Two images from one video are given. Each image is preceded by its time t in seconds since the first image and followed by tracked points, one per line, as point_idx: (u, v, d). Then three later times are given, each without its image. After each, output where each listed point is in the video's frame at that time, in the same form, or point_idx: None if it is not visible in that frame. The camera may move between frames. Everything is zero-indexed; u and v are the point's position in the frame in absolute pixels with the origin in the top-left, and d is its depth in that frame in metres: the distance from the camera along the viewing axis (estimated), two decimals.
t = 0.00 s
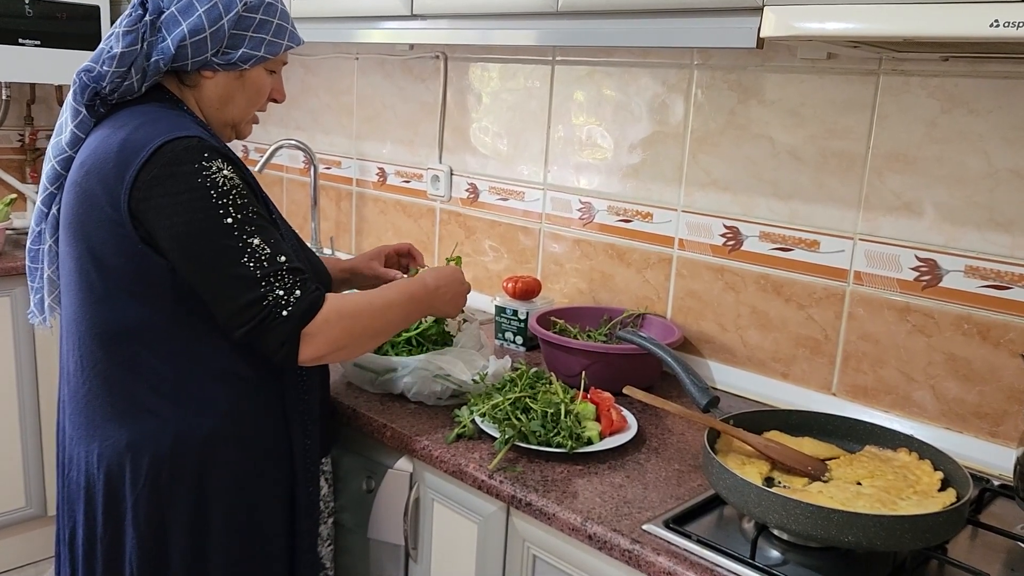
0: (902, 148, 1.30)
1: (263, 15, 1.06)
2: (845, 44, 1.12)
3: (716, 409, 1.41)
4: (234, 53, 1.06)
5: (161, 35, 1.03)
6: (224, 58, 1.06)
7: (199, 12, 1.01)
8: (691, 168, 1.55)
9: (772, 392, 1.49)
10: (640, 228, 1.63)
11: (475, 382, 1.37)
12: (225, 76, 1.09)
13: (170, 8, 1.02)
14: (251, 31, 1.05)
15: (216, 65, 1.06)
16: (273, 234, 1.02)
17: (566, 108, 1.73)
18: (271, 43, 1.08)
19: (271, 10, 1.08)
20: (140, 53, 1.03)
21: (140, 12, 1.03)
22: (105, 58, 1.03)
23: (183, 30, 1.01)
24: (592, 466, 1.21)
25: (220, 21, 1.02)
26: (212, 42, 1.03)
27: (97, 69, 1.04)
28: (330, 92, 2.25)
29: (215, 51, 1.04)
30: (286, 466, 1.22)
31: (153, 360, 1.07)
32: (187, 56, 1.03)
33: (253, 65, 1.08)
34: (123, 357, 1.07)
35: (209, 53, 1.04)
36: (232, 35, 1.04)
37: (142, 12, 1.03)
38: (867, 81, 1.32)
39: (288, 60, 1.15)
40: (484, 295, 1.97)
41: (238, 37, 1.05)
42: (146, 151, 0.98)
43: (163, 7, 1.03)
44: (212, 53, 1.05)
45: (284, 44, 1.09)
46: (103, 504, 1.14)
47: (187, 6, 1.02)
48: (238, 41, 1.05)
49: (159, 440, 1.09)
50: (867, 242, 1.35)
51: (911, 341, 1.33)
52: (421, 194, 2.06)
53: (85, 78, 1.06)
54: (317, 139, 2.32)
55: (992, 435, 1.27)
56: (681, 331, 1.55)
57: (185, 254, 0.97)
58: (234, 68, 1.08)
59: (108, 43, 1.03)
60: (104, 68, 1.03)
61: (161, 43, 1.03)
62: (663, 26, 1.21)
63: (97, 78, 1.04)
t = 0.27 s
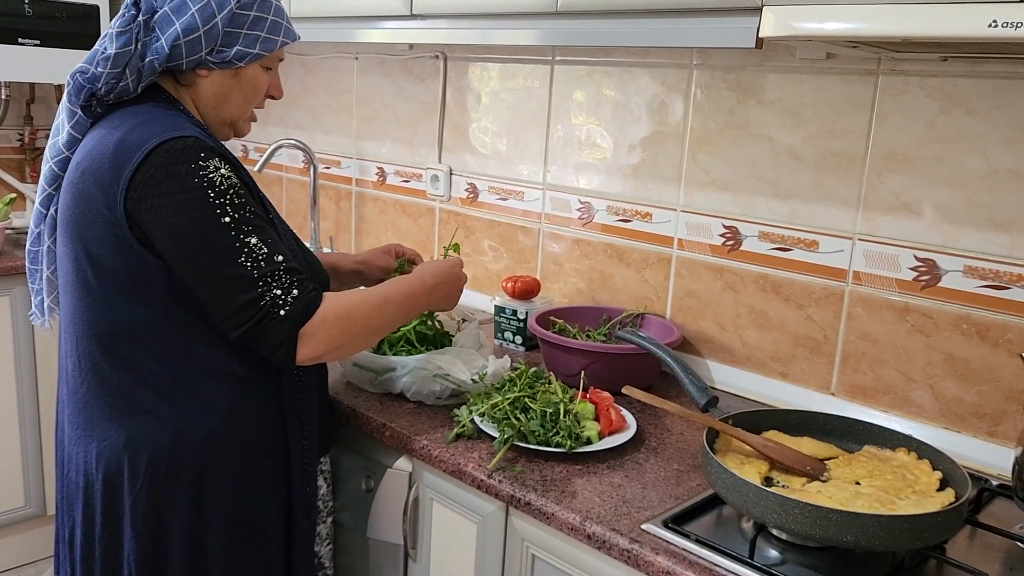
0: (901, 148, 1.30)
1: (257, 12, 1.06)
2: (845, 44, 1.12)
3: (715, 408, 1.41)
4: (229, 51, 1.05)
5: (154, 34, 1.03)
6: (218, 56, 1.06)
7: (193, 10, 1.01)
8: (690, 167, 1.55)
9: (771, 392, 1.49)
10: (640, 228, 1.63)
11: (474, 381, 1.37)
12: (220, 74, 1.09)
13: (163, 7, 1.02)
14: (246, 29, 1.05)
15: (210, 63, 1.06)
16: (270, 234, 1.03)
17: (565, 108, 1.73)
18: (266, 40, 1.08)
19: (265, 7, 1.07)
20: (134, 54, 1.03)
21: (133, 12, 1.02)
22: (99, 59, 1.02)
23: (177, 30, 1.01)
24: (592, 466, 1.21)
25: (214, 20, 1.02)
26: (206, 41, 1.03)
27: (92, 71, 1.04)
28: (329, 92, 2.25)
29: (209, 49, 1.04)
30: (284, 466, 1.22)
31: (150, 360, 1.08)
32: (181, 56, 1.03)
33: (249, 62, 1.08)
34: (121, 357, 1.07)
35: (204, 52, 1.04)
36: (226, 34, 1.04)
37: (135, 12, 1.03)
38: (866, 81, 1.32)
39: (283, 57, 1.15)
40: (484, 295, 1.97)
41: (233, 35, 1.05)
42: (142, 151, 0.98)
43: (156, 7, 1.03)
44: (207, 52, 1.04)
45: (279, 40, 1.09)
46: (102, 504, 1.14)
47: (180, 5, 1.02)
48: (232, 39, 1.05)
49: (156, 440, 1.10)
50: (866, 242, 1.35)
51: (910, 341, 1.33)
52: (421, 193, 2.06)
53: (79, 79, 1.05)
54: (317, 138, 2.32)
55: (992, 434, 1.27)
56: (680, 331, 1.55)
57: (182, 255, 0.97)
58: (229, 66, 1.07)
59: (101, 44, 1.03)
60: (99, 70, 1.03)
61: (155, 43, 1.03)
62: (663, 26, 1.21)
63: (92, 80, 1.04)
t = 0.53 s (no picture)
0: (901, 149, 1.30)
1: (252, 11, 1.06)
2: (844, 45, 1.12)
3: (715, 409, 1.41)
4: (224, 50, 1.06)
5: (149, 35, 1.03)
6: (214, 56, 1.06)
7: (186, 10, 1.01)
8: (690, 168, 1.55)
9: (771, 393, 1.49)
10: (640, 229, 1.63)
11: (474, 382, 1.37)
12: (216, 74, 1.09)
13: (157, 8, 1.02)
14: (240, 28, 1.05)
15: (206, 63, 1.07)
16: (265, 237, 1.02)
17: (565, 109, 1.73)
18: (261, 39, 1.08)
19: (260, 6, 1.08)
20: (130, 55, 1.03)
21: (127, 13, 1.02)
22: (94, 61, 1.03)
23: (171, 30, 1.01)
24: (592, 467, 1.21)
25: (208, 19, 1.02)
26: (201, 40, 1.03)
27: (87, 73, 1.04)
28: (329, 92, 2.25)
29: (204, 49, 1.05)
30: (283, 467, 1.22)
31: (149, 361, 1.08)
32: (176, 56, 1.03)
33: (244, 61, 1.08)
34: (120, 358, 1.07)
35: (199, 52, 1.04)
36: (221, 33, 1.04)
37: (130, 13, 1.03)
38: (866, 82, 1.32)
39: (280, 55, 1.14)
40: (484, 296, 1.97)
41: (228, 34, 1.05)
42: (139, 153, 0.98)
43: (150, 7, 1.03)
44: (202, 52, 1.05)
45: (274, 39, 1.09)
46: (100, 506, 1.14)
47: (174, 5, 1.01)
48: (227, 38, 1.05)
49: (155, 441, 1.10)
50: (866, 243, 1.35)
51: (910, 341, 1.33)
52: (420, 194, 2.06)
53: (75, 81, 1.06)
54: (317, 139, 2.32)
55: (992, 435, 1.27)
56: (680, 332, 1.55)
57: (177, 258, 0.97)
58: (224, 66, 1.08)
59: (97, 46, 1.03)
60: (94, 72, 1.03)
61: (150, 44, 1.03)
62: (662, 27, 1.21)
63: (88, 82, 1.04)
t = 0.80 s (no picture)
0: (901, 149, 1.30)
1: (244, 9, 1.05)
2: (845, 45, 1.12)
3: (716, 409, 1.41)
4: (217, 49, 1.05)
5: (141, 35, 1.03)
6: (207, 55, 1.05)
7: (178, 10, 1.00)
8: (690, 168, 1.55)
9: (772, 393, 1.49)
10: (640, 229, 1.64)
11: (474, 382, 1.37)
12: (209, 73, 1.08)
13: (149, 8, 1.01)
14: (233, 26, 1.04)
15: (199, 63, 1.05)
16: (274, 225, 1.03)
17: (565, 109, 1.73)
18: (255, 37, 1.07)
19: (253, 4, 1.07)
20: (122, 55, 1.03)
21: (119, 13, 1.03)
22: (86, 62, 1.03)
23: (163, 29, 1.00)
24: (592, 467, 1.21)
25: (200, 18, 1.01)
26: (193, 39, 1.02)
27: (80, 73, 1.04)
28: (330, 92, 2.25)
29: (197, 48, 1.03)
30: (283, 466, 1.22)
31: (148, 362, 1.07)
32: (169, 56, 1.03)
33: (237, 60, 1.07)
34: (118, 359, 1.07)
35: (192, 51, 1.03)
36: (214, 32, 1.03)
37: (122, 12, 1.03)
38: (867, 82, 1.32)
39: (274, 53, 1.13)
40: (484, 296, 1.97)
41: (220, 33, 1.04)
42: (137, 153, 0.98)
43: (142, 7, 1.03)
44: (194, 51, 1.04)
45: (267, 37, 1.08)
46: (100, 506, 1.14)
47: (165, 4, 1.01)
48: (220, 37, 1.04)
49: (156, 441, 1.10)
50: (866, 243, 1.35)
51: (910, 341, 1.33)
52: (421, 194, 2.06)
53: (68, 83, 1.06)
54: (317, 139, 2.32)
55: (992, 436, 1.27)
56: (680, 332, 1.55)
57: (184, 255, 0.97)
58: (217, 65, 1.07)
59: (89, 46, 1.04)
60: (87, 72, 1.03)
61: (142, 43, 1.02)
62: (664, 27, 1.21)
63: (81, 83, 1.04)
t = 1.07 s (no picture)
0: (902, 149, 1.30)
1: (241, 6, 1.05)
2: (845, 45, 1.12)
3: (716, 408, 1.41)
4: (216, 47, 1.05)
5: (140, 35, 1.02)
6: (205, 53, 1.05)
7: (175, 8, 1.00)
8: (691, 168, 1.55)
9: (772, 392, 1.49)
10: (640, 228, 1.64)
11: (475, 381, 1.37)
12: (209, 71, 1.08)
13: (147, 7, 1.01)
14: (231, 23, 1.04)
15: (198, 61, 1.06)
16: (273, 226, 1.03)
17: (566, 109, 1.74)
18: (253, 34, 1.07)
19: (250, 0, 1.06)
20: (121, 56, 1.03)
21: (117, 13, 1.03)
22: (85, 63, 1.03)
23: (160, 29, 1.00)
24: (593, 466, 1.22)
25: (197, 16, 1.01)
26: (191, 38, 1.02)
27: (79, 74, 1.04)
28: (331, 92, 2.26)
29: (195, 47, 1.04)
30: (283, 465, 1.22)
31: (148, 361, 1.08)
32: (168, 54, 1.03)
33: (236, 57, 1.07)
34: (118, 358, 1.07)
35: (190, 49, 1.04)
36: (211, 29, 1.03)
37: (119, 12, 1.03)
38: (867, 82, 1.33)
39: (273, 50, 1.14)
40: (485, 295, 1.97)
41: (218, 30, 1.04)
42: (137, 153, 0.98)
43: (139, 6, 1.03)
44: (193, 50, 1.04)
45: (266, 32, 1.08)
46: (100, 504, 1.14)
47: (163, 3, 1.01)
48: (218, 34, 1.04)
49: (156, 440, 1.10)
50: (866, 243, 1.36)
51: (910, 341, 1.33)
52: (422, 194, 2.07)
53: (68, 84, 1.06)
54: (319, 138, 2.32)
55: (992, 435, 1.28)
56: (681, 331, 1.56)
57: (184, 254, 0.98)
58: (217, 62, 1.07)
59: (89, 47, 1.04)
60: (87, 73, 1.03)
61: (140, 43, 1.02)
62: (665, 27, 1.21)
63: (81, 83, 1.05)
